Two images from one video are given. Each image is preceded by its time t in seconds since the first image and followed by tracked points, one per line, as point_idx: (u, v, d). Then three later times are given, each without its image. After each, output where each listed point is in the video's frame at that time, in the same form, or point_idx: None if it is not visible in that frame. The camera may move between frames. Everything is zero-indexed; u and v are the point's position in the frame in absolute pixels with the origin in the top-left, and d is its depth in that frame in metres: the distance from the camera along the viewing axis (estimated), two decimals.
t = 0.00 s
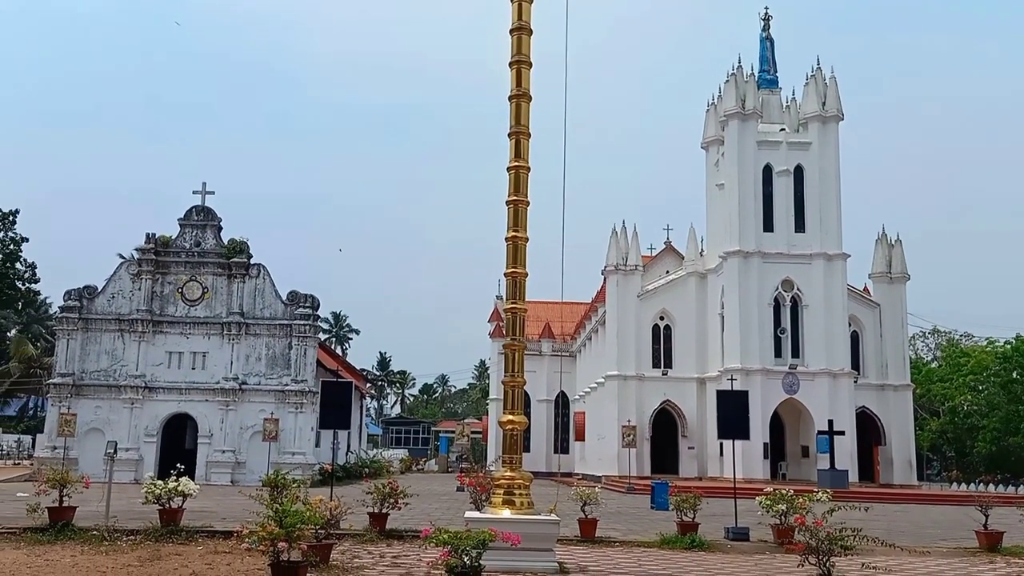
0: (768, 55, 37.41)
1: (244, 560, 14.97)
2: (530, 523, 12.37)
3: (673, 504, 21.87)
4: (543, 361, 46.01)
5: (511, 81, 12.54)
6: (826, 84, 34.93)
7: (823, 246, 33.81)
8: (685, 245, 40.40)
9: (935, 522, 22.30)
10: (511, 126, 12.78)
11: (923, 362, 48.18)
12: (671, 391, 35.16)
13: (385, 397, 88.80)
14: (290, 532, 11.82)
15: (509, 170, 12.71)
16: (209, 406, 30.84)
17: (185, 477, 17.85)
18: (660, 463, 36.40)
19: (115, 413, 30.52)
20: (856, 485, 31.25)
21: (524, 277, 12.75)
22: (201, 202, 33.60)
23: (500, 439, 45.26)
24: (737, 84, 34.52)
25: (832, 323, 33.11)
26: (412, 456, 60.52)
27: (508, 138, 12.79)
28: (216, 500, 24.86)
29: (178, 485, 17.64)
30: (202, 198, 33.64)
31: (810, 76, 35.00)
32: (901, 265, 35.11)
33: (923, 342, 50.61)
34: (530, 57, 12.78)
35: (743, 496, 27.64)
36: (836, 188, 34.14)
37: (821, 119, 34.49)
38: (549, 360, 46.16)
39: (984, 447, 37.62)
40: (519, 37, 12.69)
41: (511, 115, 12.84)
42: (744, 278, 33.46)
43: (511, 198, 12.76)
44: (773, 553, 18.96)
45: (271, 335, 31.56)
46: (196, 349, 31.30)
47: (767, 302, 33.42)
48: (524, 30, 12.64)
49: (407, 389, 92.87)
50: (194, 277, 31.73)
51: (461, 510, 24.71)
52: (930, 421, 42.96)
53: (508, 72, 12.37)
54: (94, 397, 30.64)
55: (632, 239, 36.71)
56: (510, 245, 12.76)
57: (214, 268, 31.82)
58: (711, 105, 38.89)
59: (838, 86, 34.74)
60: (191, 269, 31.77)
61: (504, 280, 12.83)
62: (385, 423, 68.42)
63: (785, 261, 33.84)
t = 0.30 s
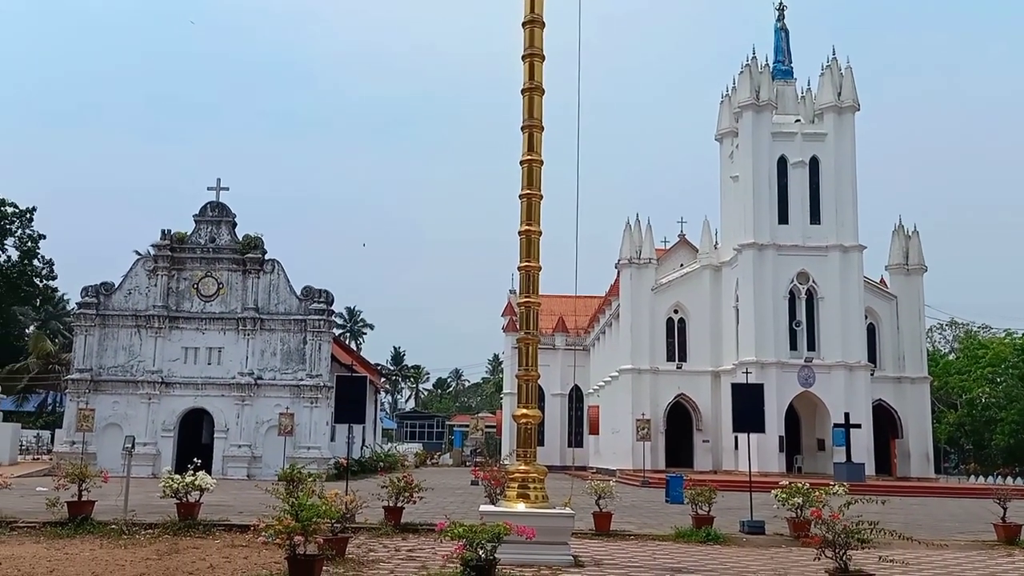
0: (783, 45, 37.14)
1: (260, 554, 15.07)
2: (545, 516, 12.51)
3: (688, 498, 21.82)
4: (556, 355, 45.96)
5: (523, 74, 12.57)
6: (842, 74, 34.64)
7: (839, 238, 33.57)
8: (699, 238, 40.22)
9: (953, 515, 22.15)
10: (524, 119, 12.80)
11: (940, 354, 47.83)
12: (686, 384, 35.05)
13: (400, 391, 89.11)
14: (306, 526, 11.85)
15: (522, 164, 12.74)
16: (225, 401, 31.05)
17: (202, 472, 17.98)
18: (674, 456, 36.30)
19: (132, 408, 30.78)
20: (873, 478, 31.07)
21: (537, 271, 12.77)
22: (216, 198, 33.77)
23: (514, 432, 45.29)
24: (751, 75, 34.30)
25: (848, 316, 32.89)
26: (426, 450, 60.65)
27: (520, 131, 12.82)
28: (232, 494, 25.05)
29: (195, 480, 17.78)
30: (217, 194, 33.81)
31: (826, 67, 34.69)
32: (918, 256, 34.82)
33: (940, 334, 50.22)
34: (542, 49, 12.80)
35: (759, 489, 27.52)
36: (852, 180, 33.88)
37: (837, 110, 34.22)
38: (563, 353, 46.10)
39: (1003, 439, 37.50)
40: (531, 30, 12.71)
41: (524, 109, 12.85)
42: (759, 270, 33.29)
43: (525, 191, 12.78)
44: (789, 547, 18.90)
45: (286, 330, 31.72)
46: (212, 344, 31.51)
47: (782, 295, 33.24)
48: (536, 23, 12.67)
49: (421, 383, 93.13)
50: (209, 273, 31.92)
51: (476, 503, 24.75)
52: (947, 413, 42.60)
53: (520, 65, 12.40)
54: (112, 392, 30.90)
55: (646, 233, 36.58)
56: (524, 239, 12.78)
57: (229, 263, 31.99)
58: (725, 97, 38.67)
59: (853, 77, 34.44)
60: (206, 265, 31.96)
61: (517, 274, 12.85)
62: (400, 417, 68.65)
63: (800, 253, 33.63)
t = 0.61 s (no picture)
0: (790, 38, 36.98)
1: (268, 548, 15.16)
2: (551, 511, 12.57)
3: (695, 492, 21.81)
4: (563, 349, 45.95)
5: (529, 68, 12.62)
6: (849, 67, 34.47)
7: (847, 232, 33.43)
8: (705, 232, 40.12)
9: (961, 509, 22.07)
10: (530, 114, 12.84)
11: (948, 348, 47.61)
12: (693, 379, 35.01)
13: (406, 386, 89.24)
14: (314, 520, 11.88)
15: (527, 158, 12.79)
16: (232, 396, 31.15)
17: (210, 467, 18.09)
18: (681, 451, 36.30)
19: (140, 403, 30.92)
20: (880, 473, 31.00)
21: (543, 266, 12.82)
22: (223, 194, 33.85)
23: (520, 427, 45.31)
24: (758, 68, 34.18)
25: (855, 310, 32.77)
26: (433, 445, 60.75)
27: (526, 126, 12.85)
28: (240, 489, 25.16)
29: (203, 474, 17.89)
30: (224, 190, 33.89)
31: (833, 60, 34.54)
32: (926, 250, 34.65)
33: (948, 328, 50.02)
34: (548, 44, 12.84)
35: (766, 484, 27.47)
36: (859, 173, 33.73)
37: (844, 103, 34.07)
38: (569, 348, 46.10)
39: (1011, 434, 37.33)
40: (537, 24, 12.74)
41: (530, 103, 12.88)
42: (766, 264, 33.20)
43: (530, 185, 12.81)
44: (795, 541, 18.88)
45: (292, 326, 31.80)
46: (219, 339, 31.61)
47: (789, 289, 33.14)
48: (542, 18, 12.70)
49: (427, 378, 93.29)
50: (216, 269, 32.00)
51: (482, 498, 24.78)
52: (955, 407, 42.42)
53: (526, 60, 12.44)
54: (120, 387, 31.05)
55: (653, 227, 36.51)
56: (530, 234, 12.83)
57: (236, 259, 32.06)
58: (731, 90, 38.53)
59: (861, 69, 34.27)
60: (213, 260, 32.05)
61: (523, 268, 12.90)
62: (406, 412, 68.77)
63: (807, 248, 33.51)
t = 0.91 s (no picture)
0: (787, 35, 36.97)
1: (265, 544, 15.17)
2: (548, 508, 12.60)
3: (691, 488, 21.84)
4: (559, 346, 45.97)
5: (527, 64, 12.62)
6: (847, 64, 34.48)
7: (844, 228, 33.44)
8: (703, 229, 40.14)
9: (956, 505, 22.12)
10: (527, 110, 12.84)
11: (944, 345, 47.67)
12: (690, 376, 35.04)
13: (403, 383, 89.19)
14: (310, 517, 11.88)
15: (525, 155, 12.78)
16: (229, 393, 31.13)
17: (206, 463, 18.09)
18: (678, 448, 36.34)
19: (137, 400, 30.91)
20: (876, 469, 31.06)
21: (540, 263, 12.82)
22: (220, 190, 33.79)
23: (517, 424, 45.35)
24: (755, 65, 34.17)
25: (852, 307, 32.81)
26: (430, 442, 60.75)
27: (523, 122, 12.84)
28: (236, 486, 25.17)
29: (200, 471, 17.89)
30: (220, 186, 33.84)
31: (830, 57, 34.55)
32: (922, 248, 34.69)
33: (944, 325, 50.10)
34: (545, 40, 12.84)
35: (762, 480, 27.52)
36: (856, 170, 33.74)
37: (841, 100, 34.07)
38: (566, 345, 46.12)
39: (1007, 430, 37.31)
40: (534, 21, 12.77)
41: (527, 100, 12.88)
42: (762, 261, 33.23)
43: (527, 182, 12.81)
44: (791, 537, 18.94)
45: (289, 322, 31.78)
46: (216, 336, 31.59)
47: (786, 286, 33.17)
48: (540, 14, 12.72)
49: (424, 375, 93.29)
50: (212, 265, 31.99)
51: (479, 495, 24.79)
52: (951, 404, 42.44)
53: (523, 56, 12.45)
54: (116, 384, 31.02)
55: (650, 224, 36.50)
56: (527, 230, 12.82)
57: (233, 256, 32.04)
58: (729, 87, 38.51)
59: (858, 66, 34.27)
60: (210, 257, 32.02)
61: (520, 265, 12.89)
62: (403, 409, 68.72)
63: (804, 245, 33.53)
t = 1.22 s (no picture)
0: (776, 35, 37.09)
1: (252, 543, 15.12)
2: (535, 506, 12.62)
3: (678, 486, 21.89)
4: (548, 344, 46.00)
5: (516, 62, 12.62)
6: (835, 64, 34.63)
7: (831, 228, 33.59)
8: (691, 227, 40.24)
9: (941, 503, 22.27)
10: (516, 108, 12.85)
11: (930, 344, 47.96)
12: (678, 374, 35.14)
13: (392, 381, 89.07)
14: (297, 515, 11.84)
15: (514, 153, 12.78)
16: (216, 391, 31.00)
17: (193, 461, 17.99)
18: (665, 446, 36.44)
19: (123, 398, 30.73)
20: (862, 467, 31.24)
21: (529, 261, 12.81)
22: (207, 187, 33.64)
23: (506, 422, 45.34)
24: (744, 64, 34.28)
25: (839, 306, 32.97)
26: (419, 440, 60.68)
27: (513, 120, 12.85)
28: (224, 484, 25.07)
29: (187, 469, 17.79)
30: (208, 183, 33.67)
31: (818, 57, 34.69)
32: (909, 247, 34.89)
33: (929, 324, 50.41)
34: (534, 38, 12.85)
35: (749, 478, 27.63)
36: (843, 170, 33.89)
37: (829, 100, 34.22)
38: (555, 343, 46.16)
39: (992, 429, 37.45)
40: (524, 19, 12.78)
41: (517, 98, 12.89)
42: (750, 260, 33.35)
43: (517, 181, 12.81)
44: (777, 535, 19.03)
45: (277, 320, 31.67)
46: (203, 334, 31.45)
47: (774, 285, 33.30)
48: (529, 12, 12.73)
49: (413, 373, 93.21)
50: (200, 263, 31.84)
51: (467, 493, 24.79)
52: (937, 403, 42.71)
53: (512, 53, 12.45)
54: (103, 382, 30.84)
55: (638, 222, 36.56)
56: (516, 228, 12.82)
57: (221, 253, 31.90)
58: (718, 86, 38.60)
59: (846, 66, 34.43)
60: (197, 254, 31.87)
61: (509, 263, 12.89)
62: (392, 407, 68.61)
63: (792, 244, 33.67)
